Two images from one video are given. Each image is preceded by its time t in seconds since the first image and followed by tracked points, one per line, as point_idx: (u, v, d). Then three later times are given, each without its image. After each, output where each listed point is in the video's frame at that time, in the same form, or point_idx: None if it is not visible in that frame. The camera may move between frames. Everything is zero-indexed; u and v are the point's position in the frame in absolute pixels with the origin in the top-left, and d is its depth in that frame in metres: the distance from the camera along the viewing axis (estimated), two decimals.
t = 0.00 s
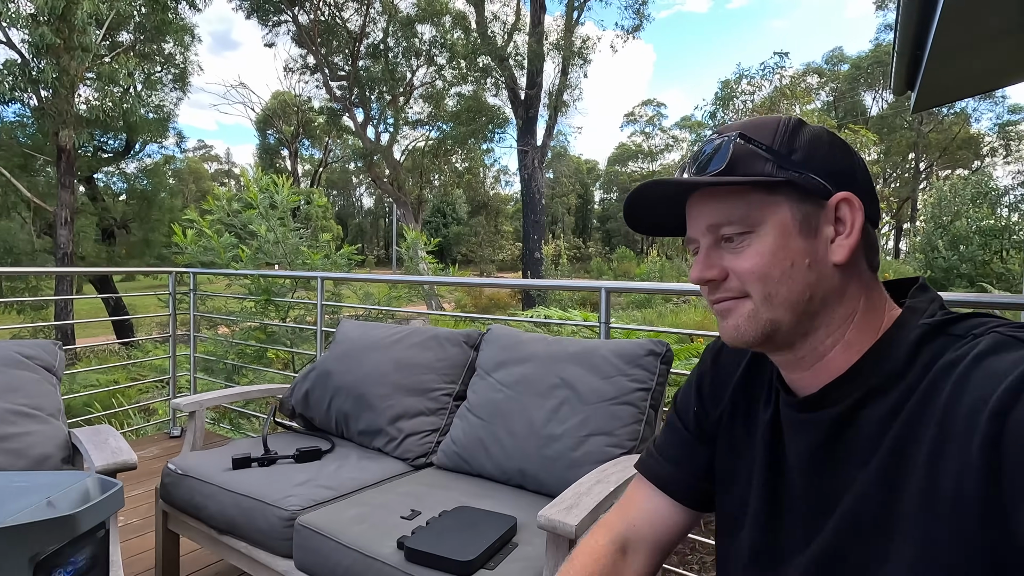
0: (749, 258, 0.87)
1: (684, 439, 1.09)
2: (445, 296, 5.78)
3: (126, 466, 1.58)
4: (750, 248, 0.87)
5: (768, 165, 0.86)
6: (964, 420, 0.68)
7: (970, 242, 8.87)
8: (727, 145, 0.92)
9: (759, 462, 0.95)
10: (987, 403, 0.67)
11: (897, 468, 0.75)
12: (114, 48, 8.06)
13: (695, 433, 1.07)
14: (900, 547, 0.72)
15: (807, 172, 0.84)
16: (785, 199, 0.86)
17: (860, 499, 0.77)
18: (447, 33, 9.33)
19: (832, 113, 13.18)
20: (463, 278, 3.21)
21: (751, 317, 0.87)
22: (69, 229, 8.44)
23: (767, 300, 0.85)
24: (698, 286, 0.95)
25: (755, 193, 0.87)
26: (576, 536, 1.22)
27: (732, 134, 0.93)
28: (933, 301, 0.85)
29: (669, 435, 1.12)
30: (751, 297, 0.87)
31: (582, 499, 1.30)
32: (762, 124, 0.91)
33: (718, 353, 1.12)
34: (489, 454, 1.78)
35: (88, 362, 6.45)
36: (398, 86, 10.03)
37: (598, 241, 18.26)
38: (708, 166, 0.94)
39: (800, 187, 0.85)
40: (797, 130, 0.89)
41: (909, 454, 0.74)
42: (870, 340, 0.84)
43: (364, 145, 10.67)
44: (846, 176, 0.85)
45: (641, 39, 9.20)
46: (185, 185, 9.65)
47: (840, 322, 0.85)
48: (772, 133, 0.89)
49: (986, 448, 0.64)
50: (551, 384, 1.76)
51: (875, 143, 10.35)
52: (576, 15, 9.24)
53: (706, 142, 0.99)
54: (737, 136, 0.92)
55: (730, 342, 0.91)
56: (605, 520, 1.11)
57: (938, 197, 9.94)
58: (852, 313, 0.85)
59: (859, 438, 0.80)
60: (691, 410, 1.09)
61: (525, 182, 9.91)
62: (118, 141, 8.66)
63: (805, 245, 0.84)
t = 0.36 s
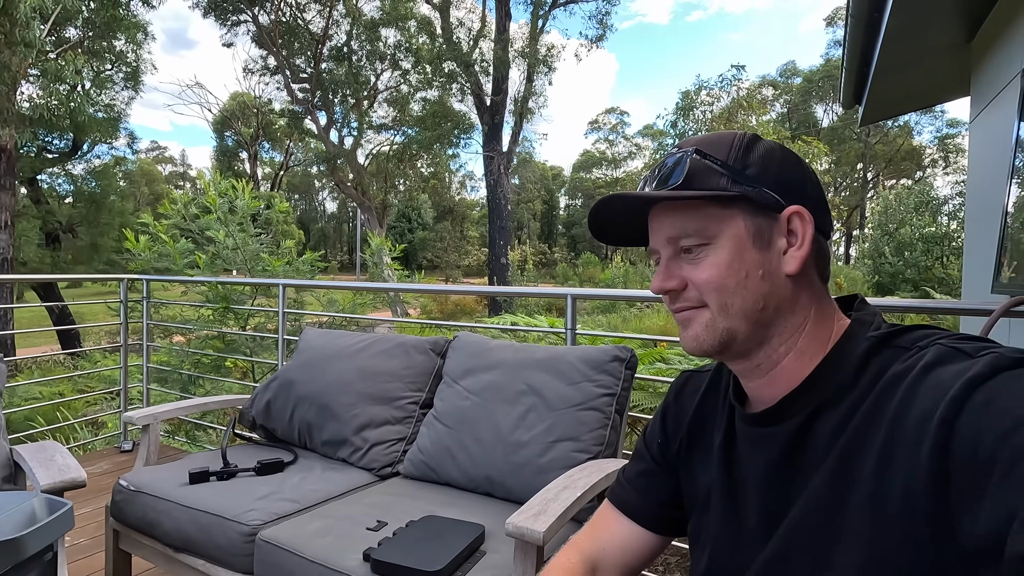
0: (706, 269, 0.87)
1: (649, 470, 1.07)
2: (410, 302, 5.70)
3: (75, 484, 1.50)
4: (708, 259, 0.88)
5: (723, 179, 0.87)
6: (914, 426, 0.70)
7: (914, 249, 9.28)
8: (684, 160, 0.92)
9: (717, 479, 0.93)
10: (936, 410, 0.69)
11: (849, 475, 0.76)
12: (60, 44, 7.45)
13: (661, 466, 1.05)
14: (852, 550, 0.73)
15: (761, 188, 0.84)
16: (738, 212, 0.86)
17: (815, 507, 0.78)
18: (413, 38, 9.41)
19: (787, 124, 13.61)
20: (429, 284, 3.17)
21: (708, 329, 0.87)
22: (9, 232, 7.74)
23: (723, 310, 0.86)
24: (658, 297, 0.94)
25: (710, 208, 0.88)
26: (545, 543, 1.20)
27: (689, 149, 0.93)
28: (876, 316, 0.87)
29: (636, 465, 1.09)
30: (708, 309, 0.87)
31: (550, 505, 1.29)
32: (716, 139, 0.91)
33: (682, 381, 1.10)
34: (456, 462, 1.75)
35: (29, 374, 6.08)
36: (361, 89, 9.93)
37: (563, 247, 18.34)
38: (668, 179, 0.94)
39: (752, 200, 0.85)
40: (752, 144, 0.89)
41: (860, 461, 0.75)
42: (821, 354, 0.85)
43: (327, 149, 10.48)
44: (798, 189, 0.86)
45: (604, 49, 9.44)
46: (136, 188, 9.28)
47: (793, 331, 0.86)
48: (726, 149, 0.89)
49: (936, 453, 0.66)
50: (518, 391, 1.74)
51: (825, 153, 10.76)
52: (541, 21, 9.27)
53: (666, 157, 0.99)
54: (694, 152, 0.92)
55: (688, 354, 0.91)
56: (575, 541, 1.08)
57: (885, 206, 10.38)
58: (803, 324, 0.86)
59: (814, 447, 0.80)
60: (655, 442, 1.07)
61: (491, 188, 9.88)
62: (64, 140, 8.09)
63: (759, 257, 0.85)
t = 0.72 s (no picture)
0: (682, 263, 0.87)
1: (622, 466, 1.06)
2: (380, 304, 5.61)
3: (26, 493, 1.42)
4: (684, 252, 0.87)
5: (700, 173, 0.86)
6: (882, 416, 0.70)
7: (871, 251, 9.55)
8: (661, 151, 0.90)
9: (690, 472, 0.92)
10: (902, 400, 0.68)
11: (818, 465, 0.75)
12: (9, 36, 7.09)
13: (635, 461, 1.04)
14: (823, 539, 0.73)
15: (735, 182, 0.84)
16: (715, 206, 0.86)
17: (787, 500, 0.77)
18: (383, 38, 9.31)
19: (752, 130, 13.93)
20: (399, 285, 3.12)
21: (685, 323, 0.87)
22: None
23: (700, 305, 0.85)
24: (634, 288, 0.93)
25: (687, 201, 0.87)
26: (518, 543, 1.18)
27: (667, 142, 0.91)
28: (843, 309, 0.87)
29: (610, 461, 1.08)
30: (684, 302, 0.87)
31: (524, 505, 1.27)
32: (692, 132, 0.90)
33: (654, 377, 1.08)
34: (428, 463, 1.71)
35: None
36: (331, 88, 9.72)
37: (534, 249, 18.35)
38: (643, 171, 0.92)
39: (728, 195, 0.85)
40: (727, 140, 0.88)
41: (831, 452, 0.75)
42: (790, 348, 0.85)
43: (295, 149, 10.16)
44: (768, 185, 0.86)
45: (574, 53, 9.46)
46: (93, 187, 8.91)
47: (765, 324, 0.86)
48: (702, 142, 0.88)
49: (902, 442, 0.66)
50: (490, 391, 1.71)
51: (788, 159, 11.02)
52: (511, 25, 9.35)
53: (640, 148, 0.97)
54: (672, 143, 0.90)
55: (663, 348, 0.90)
56: (551, 540, 1.06)
57: (845, 209, 10.68)
58: (774, 317, 0.86)
59: (786, 441, 0.80)
60: (628, 438, 1.06)
61: (462, 190, 9.84)
62: (14, 137, 7.72)
63: (732, 252, 0.85)
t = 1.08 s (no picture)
0: (716, 236, 0.83)
1: (603, 458, 1.04)
2: (352, 301, 5.53)
3: None
4: (719, 227, 0.84)
5: (745, 148, 0.85)
6: (865, 404, 0.70)
7: (837, 251, 9.69)
8: (712, 116, 0.87)
9: (672, 461, 0.90)
10: (885, 387, 0.68)
11: (805, 454, 0.74)
12: None
13: (614, 453, 1.02)
14: (809, 527, 0.72)
15: (766, 166, 0.85)
16: (750, 185, 0.85)
17: (772, 489, 0.76)
18: (356, 33, 9.18)
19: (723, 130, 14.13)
20: (372, 282, 3.06)
21: (718, 299, 0.83)
22: None
23: (732, 283, 0.82)
24: (658, 257, 0.87)
25: (731, 173, 0.85)
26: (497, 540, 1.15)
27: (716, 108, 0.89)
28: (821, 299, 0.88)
29: (590, 453, 1.06)
30: (716, 278, 0.83)
31: (502, 501, 1.24)
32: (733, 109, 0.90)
33: (633, 367, 1.07)
34: (403, 462, 1.67)
35: None
36: (301, 84, 9.60)
37: (509, 247, 18.33)
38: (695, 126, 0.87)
39: (764, 178, 0.85)
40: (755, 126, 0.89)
41: (816, 440, 0.74)
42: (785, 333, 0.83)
43: (264, 144, 10.03)
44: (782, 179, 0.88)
45: (549, 52, 9.46)
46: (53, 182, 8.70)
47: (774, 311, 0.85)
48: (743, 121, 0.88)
49: (886, 429, 0.65)
50: (467, 387, 1.68)
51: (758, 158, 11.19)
52: (486, 22, 9.31)
53: (671, 111, 0.92)
54: (724, 111, 0.88)
55: (686, 325, 0.85)
56: (530, 535, 1.04)
57: (813, 209, 10.90)
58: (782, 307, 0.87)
59: (770, 429, 0.79)
60: (607, 429, 1.04)
61: (437, 188, 9.73)
62: None
63: (761, 234, 0.84)
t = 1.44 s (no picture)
0: (719, 238, 0.82)
1: (588, 458, 1.03)
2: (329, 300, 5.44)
3: None
4: (722, 228, 0.83)
5: (751, 147, 0.84)
6: (857, 403, 0.70)
7: (809, 250, 9.81)
8: (722, 111, 0.85)
9: (661, 460, 0.89)
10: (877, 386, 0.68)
11: (798, 452, 0.74)
12: None
13: (601, 454, 1.01)
14: (801, 526, 0.72)
15: (768, 168, 0.84)
16: (753, 186, 0.84)
17: (765, 488, 0.75)
18: (331, 28, 9.17)
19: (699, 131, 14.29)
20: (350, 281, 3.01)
21: (718, 303, 0.82)
22: None
23: (732, 287, 0.81)
24: (658, 256, 0.85)
25: (736, 173, 0.84)
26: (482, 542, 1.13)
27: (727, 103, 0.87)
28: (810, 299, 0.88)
29: (576, 454, 1.05)
30: (718, 281, 0.82)
31: (486, 502, 1.22)
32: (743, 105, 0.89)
33: (618, 366, 1.06)
34: (383, 463, 1.64)
35: None
36: (276, 79, 9.46)
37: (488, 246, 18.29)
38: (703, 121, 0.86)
39: (766, 180, 0.85)
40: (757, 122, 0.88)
41: (807, 439, 0.74)
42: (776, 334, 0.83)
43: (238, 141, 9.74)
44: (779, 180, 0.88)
45: (527, 51, 9.46)
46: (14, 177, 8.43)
47: (768, 315, 0.85)
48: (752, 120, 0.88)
49: (878, 428, 0.65)
50: (449, 387, 1.66)
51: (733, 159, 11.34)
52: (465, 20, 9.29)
53: (678, 101, 0.90)
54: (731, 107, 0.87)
55: (685, 328, 0.83)
56: (515, 537, 1.03)
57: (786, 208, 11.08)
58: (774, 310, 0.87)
59: (762, 428, 0.78)
60: (594, 429, 1.03)
61: (415, 186, 9.65)
62: None
63: (760, 237, 0.83)
